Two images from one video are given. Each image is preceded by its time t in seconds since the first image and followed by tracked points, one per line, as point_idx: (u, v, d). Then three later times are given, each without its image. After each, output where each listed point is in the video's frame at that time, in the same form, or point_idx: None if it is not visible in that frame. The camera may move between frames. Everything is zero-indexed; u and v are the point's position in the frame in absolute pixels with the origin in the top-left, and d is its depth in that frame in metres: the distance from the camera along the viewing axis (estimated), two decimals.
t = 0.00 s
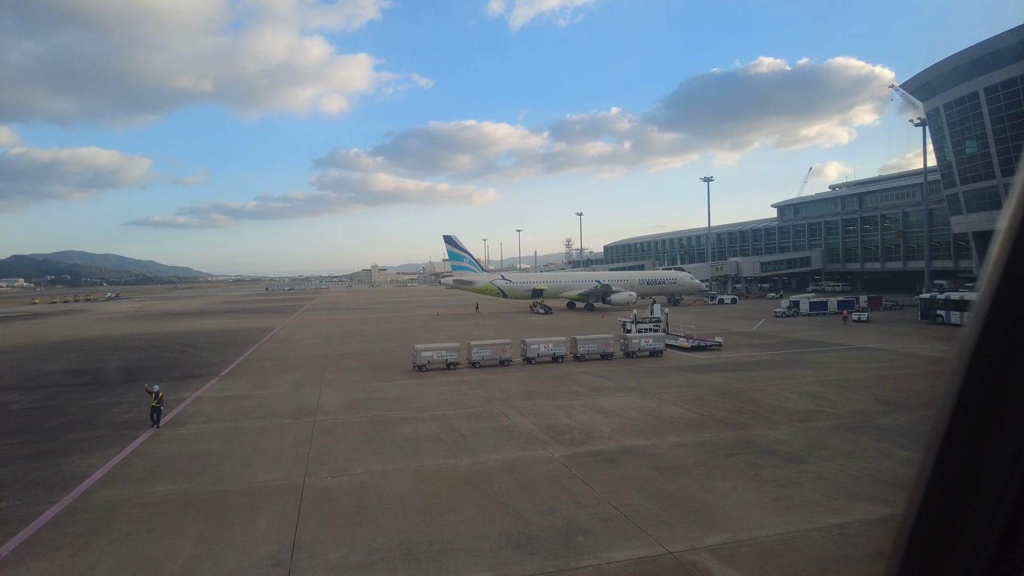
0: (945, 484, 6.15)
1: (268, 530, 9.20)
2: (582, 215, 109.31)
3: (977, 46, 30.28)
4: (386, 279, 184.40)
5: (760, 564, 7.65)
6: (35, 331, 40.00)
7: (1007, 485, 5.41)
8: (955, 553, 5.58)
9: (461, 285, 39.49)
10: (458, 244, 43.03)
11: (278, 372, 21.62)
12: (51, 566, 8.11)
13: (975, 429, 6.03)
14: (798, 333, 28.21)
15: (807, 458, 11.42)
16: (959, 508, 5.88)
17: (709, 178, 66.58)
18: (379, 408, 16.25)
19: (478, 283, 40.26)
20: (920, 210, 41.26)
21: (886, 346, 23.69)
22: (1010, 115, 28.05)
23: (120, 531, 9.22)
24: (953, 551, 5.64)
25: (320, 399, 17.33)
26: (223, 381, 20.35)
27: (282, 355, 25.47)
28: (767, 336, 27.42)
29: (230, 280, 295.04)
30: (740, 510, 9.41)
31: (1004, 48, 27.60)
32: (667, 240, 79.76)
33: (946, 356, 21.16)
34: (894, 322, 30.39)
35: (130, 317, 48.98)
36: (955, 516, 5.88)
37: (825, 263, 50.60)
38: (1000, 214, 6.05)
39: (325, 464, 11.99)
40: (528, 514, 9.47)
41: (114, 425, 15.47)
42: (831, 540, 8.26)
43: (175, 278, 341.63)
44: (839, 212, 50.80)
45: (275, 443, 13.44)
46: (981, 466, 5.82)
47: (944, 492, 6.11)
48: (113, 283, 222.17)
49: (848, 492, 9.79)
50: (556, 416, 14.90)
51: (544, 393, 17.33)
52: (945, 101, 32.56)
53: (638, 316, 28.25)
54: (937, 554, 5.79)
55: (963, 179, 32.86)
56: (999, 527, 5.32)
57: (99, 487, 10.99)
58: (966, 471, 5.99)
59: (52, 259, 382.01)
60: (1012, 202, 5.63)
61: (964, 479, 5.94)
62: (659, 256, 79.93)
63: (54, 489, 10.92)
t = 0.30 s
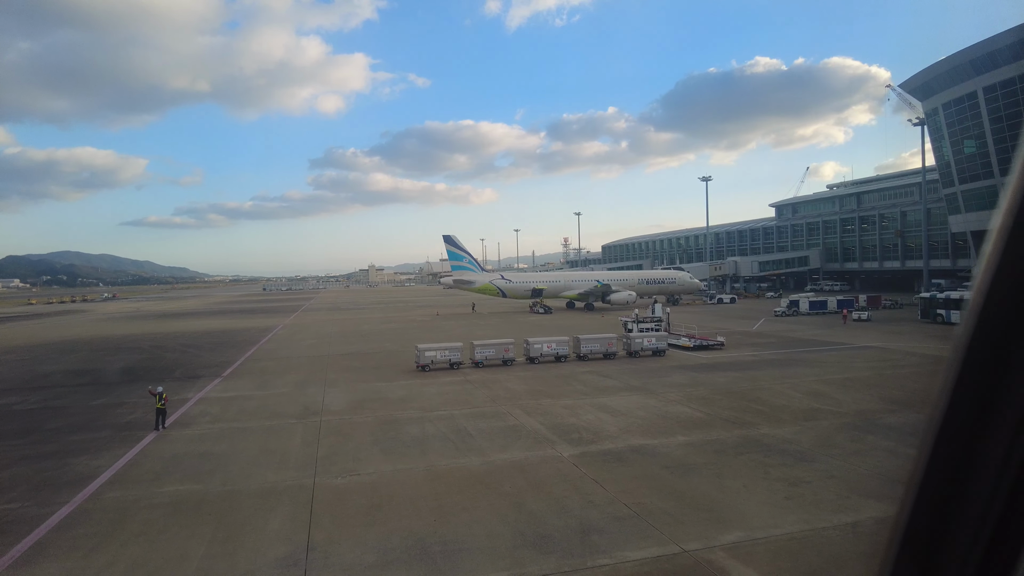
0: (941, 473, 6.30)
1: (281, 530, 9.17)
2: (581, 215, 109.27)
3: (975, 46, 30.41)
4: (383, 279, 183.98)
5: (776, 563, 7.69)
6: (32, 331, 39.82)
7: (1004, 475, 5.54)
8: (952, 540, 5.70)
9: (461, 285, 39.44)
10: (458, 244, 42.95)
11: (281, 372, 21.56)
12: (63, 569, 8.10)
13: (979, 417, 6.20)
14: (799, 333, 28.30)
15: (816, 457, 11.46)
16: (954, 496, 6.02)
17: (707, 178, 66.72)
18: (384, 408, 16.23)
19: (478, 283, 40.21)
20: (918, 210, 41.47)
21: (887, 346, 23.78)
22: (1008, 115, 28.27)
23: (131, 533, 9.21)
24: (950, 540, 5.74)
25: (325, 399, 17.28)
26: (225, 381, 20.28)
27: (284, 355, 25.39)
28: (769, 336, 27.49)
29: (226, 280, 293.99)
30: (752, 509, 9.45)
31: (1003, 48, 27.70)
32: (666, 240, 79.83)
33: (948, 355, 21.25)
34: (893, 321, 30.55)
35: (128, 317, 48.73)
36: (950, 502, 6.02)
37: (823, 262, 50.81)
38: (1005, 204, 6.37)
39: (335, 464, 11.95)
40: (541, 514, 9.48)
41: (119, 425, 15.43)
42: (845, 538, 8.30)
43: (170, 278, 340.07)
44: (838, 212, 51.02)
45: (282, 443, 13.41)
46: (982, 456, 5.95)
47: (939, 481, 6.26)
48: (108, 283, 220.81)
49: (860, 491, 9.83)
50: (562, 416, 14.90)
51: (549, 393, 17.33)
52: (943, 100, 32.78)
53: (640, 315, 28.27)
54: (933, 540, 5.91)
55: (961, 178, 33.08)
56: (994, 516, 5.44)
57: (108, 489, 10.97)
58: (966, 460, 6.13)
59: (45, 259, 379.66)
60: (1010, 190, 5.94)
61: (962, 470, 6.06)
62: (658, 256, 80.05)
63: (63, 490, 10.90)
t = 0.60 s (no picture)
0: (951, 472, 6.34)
1: (298, 530, 9.16)
2: (583, 215, 109.17)
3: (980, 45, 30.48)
4: (384, 279, 183.98)
5: (797, 563, 7.68)
6: (38, 331, 39.85)
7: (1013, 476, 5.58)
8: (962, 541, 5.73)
9: (465, 284, 39.41)
10: (462, 243, 42.93)
11: (288, 372, 21.55)
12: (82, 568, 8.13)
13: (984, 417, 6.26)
14: (805, 332, 28.26)
15: (830, 456, 11.45)
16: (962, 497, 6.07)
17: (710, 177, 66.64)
18: (394, 407, 16.21)
19: (482, 282, 40.18)
20: (922, 209, 41.44)
21: (895, 345, 23.73)
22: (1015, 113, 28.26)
23: (147, 533, 9.22)
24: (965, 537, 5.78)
25: (334, 398, 17.28)
26: (233, 380, 20.29)
27: (290, 355, 25.39)
28: (775, 335, 27.45)
29: (227, 280, 294.23)
30: (770, 508, 9.43)
31: (1008, 47, 27.78)
32: (668, 240, 79.79)
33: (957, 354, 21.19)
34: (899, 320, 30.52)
35: (132, 317, 48.77)
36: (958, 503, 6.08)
37: (827, 262, 50.79)
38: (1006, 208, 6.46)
39: (348, 463, 11.93)
40: (558, 513, 9.47)
41: (129, 425, 15.45)
42: (865, 537, 8.29)
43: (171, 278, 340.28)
44: (841, 211, 50.96)
45: (293, 442, 13.42)
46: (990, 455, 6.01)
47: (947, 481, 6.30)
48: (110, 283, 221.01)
49: (877, 490, 9.81)
50: (573, 415, 14.89)
51: (558, 392, 17.32)
52: (948, 99, 32.74)
53: (646, 314, 28.25)
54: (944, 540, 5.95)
55: (966, 177, 33.04)
56: (1001, 518, 5.48)
57: (122, 489, 11.00)
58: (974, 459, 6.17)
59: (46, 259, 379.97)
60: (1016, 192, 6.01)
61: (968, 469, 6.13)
62: (660, 255, 80.01)
63: (78, 490, 10.94)
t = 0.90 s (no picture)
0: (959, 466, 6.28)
1: (316, 529, 9.16)
2: (587, 214, 109.06)
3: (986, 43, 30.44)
4: (386, 279, 183.88)
5: (818, 561, 7.72)
6: (43, 331, 39.81)
7: None
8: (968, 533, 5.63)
9: (470, 284, 39.39)
10: (467, 243, 42.91)
11: (296, 371, 21.55)
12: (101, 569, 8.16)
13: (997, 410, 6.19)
14: (812, 331, 28.27)
15: (845, 455, 11.46)
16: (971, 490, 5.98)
17: (714, 176, 66.60)
18: (405, 407, 16.23)
19: (487, 282, 40.14)
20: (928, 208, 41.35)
21: (903, 344, 23.72)
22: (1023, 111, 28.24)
23: (165, 533, 9.24)
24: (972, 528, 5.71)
25: (344, 398, 17.29)
26: (242, 380, 20.28)
27: (298, 354, 25.38)
28: (782, 335, 27.46)
29: (228, 280, 294.38)
30: (788, 506, 9.46)
31: (1017, 45, 27.82)
32: (672, 239, 79.77)
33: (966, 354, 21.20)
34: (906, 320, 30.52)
35: (136, 317, 48.70)
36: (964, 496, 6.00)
37: (831, 261, 50.80)
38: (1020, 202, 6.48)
39: (362, 463, 11.94)
40: (575, 513, 9.49)
41: (140, 426, 15.44)
42: (886, 536, 8.30)
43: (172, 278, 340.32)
44: (846, 210, 50.95)
45: (307, 441, 13.44)
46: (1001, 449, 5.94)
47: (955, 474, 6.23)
48: (112, 283, 220.90)
49: (894, 489, 9.83)
50: (585, 415, 14.90)
51: (569, 392, 17.32)
52: (955, 98, 32.68)
53: (653, 314, 28.24)
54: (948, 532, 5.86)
55: (973, 176, 32.94)
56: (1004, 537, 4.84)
57: (138, 489, 11.04)
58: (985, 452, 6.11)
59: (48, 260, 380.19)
60: None
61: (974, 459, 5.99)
62: (663, 255, 79.98)
63: (93, 491, 10.96)
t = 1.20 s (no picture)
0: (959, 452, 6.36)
1: (332, 529, 9.15)
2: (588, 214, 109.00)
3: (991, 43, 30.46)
4: (387, 278, 183.72)
5: (839, 560, 7.73)
6: (46, 331, 39.73)
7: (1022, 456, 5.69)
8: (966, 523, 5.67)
9: (473, 284, 39.33)
10: (471, 243, 42.88)
11: (303, 371, 21.51)
12: (119, 570, 8.18)
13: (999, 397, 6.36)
14: (818, 331, 28.27)
15: (858, 455, 11.47)
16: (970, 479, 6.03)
17: (717, 176, 66.61)
18: (414, 407, 16.21)
19: (490, 282, 40.08)
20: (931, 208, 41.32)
21: (909, 344, 23.74)
22: None
23: (181, 533, 9.26)
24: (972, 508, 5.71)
25: (352, 398, 17.28)
26: (248, 380, 20.25)
27: (303, 354, 25.33)
28: (788, 334, 27.47)
29: (228, 280, 294.21)
30: (804, 506, 9.47)
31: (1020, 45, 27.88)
32: (674, 239, 79.76)
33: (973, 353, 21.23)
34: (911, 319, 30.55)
35: (138, 317, 48.57)
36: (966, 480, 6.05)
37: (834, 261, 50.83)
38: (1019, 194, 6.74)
39: (375, 463, 11.92)
40: (591, 512, 9.50)
41: (149, 426, 15.43)
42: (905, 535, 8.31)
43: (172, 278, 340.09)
44: (848, 210, 50.94)
45: (318, 441, 13.45)
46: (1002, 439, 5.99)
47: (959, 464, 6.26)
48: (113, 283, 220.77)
49: (910, 489, 9.83)
50: (595, 414, 14.92)
51: (577, 392, 17.31)
52: (959, 98, 32.72)
53: (658, 314, 28.23)
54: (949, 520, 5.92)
55: (977, 176, 32.97)
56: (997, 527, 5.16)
57: (151, 489, 11.06)
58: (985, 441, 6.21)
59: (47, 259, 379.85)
60: None
61: (976, 444, 5.99)
62: (666, 254, 79.96)
63: (107, 492, 10.99)
